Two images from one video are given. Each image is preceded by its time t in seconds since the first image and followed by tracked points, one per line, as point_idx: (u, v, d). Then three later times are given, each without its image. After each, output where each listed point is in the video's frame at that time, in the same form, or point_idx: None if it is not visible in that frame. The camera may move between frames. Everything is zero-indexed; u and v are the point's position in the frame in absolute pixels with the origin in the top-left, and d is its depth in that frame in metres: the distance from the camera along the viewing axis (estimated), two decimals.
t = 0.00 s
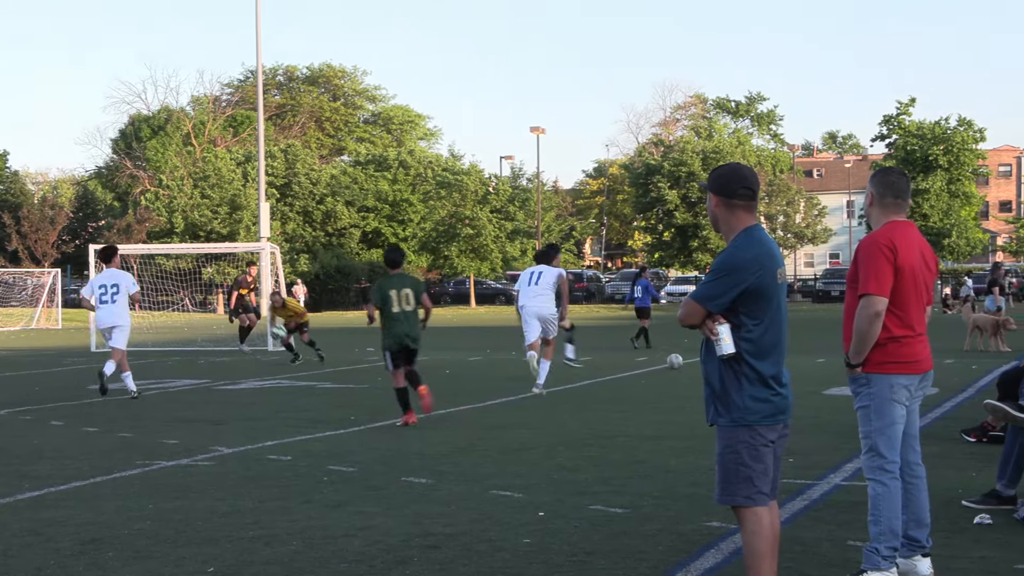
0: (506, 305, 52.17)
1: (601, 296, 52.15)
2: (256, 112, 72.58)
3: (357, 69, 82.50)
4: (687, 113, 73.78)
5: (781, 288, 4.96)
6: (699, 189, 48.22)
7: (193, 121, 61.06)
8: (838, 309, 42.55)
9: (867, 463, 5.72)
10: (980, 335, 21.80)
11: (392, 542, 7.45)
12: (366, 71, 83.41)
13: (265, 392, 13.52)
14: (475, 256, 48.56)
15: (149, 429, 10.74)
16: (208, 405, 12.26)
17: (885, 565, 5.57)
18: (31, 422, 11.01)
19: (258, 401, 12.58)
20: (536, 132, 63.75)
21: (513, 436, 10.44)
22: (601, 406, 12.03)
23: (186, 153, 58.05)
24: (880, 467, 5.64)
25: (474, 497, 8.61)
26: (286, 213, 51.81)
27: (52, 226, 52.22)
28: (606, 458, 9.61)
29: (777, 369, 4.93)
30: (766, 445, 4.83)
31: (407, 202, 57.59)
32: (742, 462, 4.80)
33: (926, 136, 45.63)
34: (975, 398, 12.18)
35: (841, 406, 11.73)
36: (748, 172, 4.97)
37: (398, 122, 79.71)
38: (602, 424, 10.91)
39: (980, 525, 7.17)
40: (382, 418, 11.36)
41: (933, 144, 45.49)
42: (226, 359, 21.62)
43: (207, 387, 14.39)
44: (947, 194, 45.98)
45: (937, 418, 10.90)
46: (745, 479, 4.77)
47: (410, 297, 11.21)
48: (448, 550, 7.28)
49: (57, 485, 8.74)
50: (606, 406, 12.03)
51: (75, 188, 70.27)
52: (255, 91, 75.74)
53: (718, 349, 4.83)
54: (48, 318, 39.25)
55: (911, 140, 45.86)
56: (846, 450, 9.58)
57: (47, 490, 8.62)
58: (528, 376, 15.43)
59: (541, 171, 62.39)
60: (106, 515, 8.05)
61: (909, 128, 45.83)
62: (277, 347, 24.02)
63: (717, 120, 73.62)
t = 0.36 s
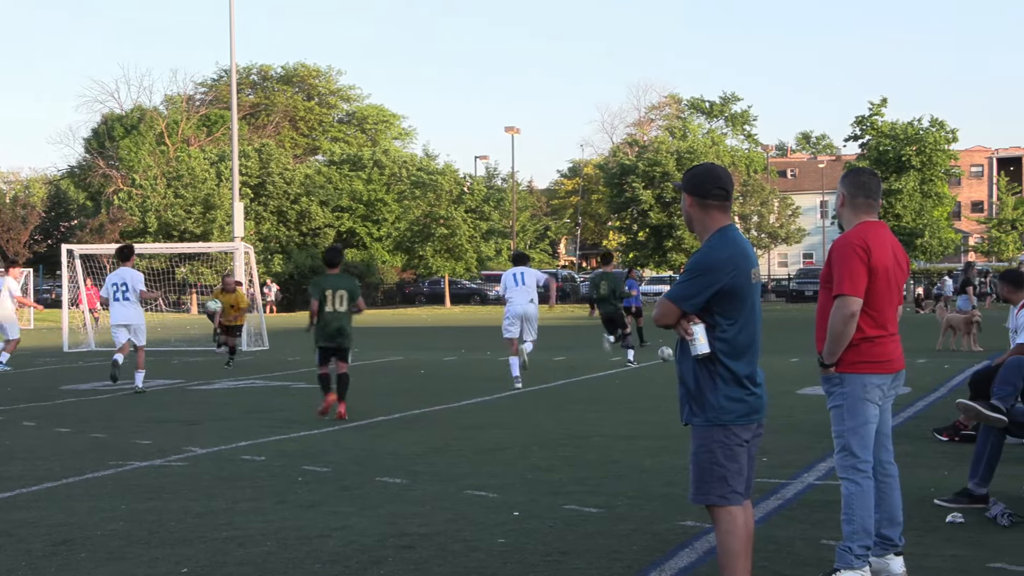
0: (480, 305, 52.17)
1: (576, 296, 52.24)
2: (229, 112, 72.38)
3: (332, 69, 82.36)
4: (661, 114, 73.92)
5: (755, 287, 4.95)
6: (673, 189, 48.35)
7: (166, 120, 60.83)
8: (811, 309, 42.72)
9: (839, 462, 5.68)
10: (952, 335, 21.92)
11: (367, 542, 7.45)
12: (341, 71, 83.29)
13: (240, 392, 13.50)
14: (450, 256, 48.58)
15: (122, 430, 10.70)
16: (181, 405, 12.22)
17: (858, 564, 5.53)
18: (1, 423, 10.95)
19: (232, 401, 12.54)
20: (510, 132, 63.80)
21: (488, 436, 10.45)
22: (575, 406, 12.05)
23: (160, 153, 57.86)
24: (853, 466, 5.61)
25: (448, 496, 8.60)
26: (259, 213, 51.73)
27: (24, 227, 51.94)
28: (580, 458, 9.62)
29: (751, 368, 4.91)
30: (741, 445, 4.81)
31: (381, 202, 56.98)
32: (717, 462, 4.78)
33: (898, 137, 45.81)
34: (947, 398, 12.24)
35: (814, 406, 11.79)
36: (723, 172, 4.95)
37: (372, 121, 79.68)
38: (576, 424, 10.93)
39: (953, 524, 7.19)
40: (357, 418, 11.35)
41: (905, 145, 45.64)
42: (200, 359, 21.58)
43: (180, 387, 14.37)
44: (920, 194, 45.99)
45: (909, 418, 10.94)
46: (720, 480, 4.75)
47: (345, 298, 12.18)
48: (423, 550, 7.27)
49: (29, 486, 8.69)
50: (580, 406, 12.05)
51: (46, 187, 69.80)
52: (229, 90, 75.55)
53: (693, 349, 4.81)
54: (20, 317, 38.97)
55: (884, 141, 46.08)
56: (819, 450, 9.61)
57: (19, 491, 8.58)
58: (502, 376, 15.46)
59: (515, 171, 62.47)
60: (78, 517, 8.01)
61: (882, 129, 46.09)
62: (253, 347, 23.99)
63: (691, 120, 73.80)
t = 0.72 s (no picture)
0: (466, 305, 52.17)
1: (562, 296, 52.26)
2: (215, 111, 72.28)
3: (317, 69, 82.24)
4: (647, 114, 73.97)
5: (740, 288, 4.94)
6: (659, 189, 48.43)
7: (152, 120, 60.68)
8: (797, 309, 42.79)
9: (825, 462, 5.68)
10: (936, 334, 21.98)
11: (353, 542, 7.44)
12: (327, 71, 83.17)
13: (225, 392, 13.50)
14: (436, 256, 48.54)
15: (107, 430, 10.69)
16: (166, 406, 12.21)
17: (843, 563, 5.52)
18: None
19: (218, 402, 12.52)
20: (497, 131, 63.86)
21: (474, 435, 10.45)
22: (560, 406, 12.06)
23: (145, 153, 57.78)
24: (837, 466, 5.59)
25: (434, 496, 8.60)
26: (246, 214, 51.62)
27: (8, 227, 51.77)
28: (566, 458, 9.63)
29: (736, 368, 4.91)
30: (726, 444, 4.82)
31: (368, 202, 57.66)
32: (701, 463, 4.78)
33: (884, 137, 45.93)
34: (932, 398, 12.27)
35: (799, 406, 11.81)
36: (709, 173, 4.94)
37: (357, 121, 79.67)
38: (562, 424, 10.93)
39: (936, 523, 7.20)
40: (342, 418, 11.36)
41: (890, 145, 45.76)
42: (187, 359, 21.57)
43: (166, 387, 14.37)
44: (904, 195, 46.16)
45: (894, 417, 10.97)
46: (705, 481, 4.74)
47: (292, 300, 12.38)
48: (409, 550, 7.27)
49: (14, 487, 8.67)
50: (566, 405, 12.06)
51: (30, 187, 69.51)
52: (215, 90, 75.44)
53: (678, 349, 4.81)
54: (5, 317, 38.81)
55: (869, 141, 46.17)
56: (805, 450, 9.63)
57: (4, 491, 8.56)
58: (488, 376, 15.47)
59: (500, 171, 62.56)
60: (62, 517, 7.99)
61: (867, 129, 46.18)
62: (240, 348, 23.97)
63: (677, 121, 73.89)
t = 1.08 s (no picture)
0: (461, 305, 52.12)
1: (557, 296, 52.30)
2: (208, 111, 72.28)
3: (311, 69, 82.24)
4: (641, 114, 73.96)
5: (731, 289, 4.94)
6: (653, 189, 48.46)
7: (145, 119, 60.64)
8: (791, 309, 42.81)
9: (819, 462, 5.68)
10: (929, 334, 21.98)
11: (347, 543, 7.43)
12: (321, 71, 83.19)
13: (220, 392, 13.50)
14: (430, 256, 48.53)
15: (101, 430, 10.68)
16: (161, 406, 12.18)
17: (837, 563, 5.52)
18: None
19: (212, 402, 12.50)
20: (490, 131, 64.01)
21: (467, 435, 10.44)
22: (555, 405, 12.05)
23: (138, 153, 57.79)
24: (831, 465, 5.59)
25: (428, 496, 8.60)
26: (239, 214, 51.69)
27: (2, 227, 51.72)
28: (560, 458, 9.63)
29: (729, 368, 4.91)
30: (719, 445, 4.82)
31: (362, 202, 57.59)
32: (693, 462, 4.78)
33: (877, 137, 45.94)
34: (926, 398, 12.27)
35: (793, 406, 11.81)
36: (700, 174, 4.96)
37: (351, 121, 79.71)
38: (556, 424, 10.92)
39: (930, 523, 7.21)
40: (336, 418, 11.35)
41: (883, 145, 45.77)
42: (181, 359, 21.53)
43: (159, 387, 14.31)
44: (898, 194, 46.19)
45: (888, 417, 10.97)
46: (698, 480, 4.74)
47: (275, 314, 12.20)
48: (403, 550, 7.27)
49: (8, 487, 8.67)
50: (560, 406, 12.07)
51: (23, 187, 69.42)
52: (208, 90, 75.40)
53: (670, 349, 4.81)
54: None
55: (862, 141, 46.19)
56: (799, 449, 9.63)
57: None
58: (484, 376, 15.46)
59: (493, 171, 62.61)
60: (56, 518, 7.98)
61: (860, 129, 46.20)
62: (234, 348, 23.92)
63: (671, 121, 73.96)
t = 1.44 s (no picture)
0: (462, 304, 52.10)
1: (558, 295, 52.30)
2: (210, 111, 72.34)
3: (313, 68, 82.28)
4: (642, 113, 73.95)
5: (733, 289, 4.93)
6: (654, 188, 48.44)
7: (147, 119, 60.67)
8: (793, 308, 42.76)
9: (821, 461, 5.68)
10: (932, 333, 21.94)
11: (348, 542, 7.43)
12: (323, 70, 83.21)
13: (221, 392, 13.49)
14: (431, 255, 48.56)
15: (103, 429, 10.67)
16: (162, 405, 12.18)
17: (840, 562, 5.52)
18: None
19: (213, 402, 12.49)
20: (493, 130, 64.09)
21: (469, 435, 10.43)
22: (556, 405, 12.04)
23: (140, 153, 57.83)
24: (833, 464, 5.59)
25: (430, 496, 8.59)
26: (241, 213, 51.71)
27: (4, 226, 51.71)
28: (561, 458, 9.62)
29: (731, 367, 4.91)
30: (720, 444, 4.81)
31: (364, 201, 57.56)
32: (694, 462, 4.78)
33: (879, 136, 45.90)
34: (927, 397, 12.25)
35: (795, 405, 11.79)
36: (702, 174, 4.95)
37: (353, 120, 79.81)
38: (557, 424, 10.91)
39: (932, 522, 7.20)
40: (338, 418, 11.33)
41: (885, 144, 45.73)
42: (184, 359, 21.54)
43: (161, 386, 14.31)
44: (900, 194, 46.13)
45: (890, 417, 10.96)
46: (699, 481, 4.74)
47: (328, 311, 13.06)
48: (404, 550, 7.26)
49: (10, 486, 8.67)
50: (562, 405, 12.05)
51: (24, 186, 69.47)
52: (210, 89, 75.45)
53: (672, 348, 4.81)
54: None
55: (864, 141, 46.16)
56: (801, 449, 9.62)
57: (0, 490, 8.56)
58: (485, 375, 15.44)
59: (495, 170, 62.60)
60: (58, 517, 7.98)
61: (862, 128, 46.17)
62: (237, 348, 23.92)
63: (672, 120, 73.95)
